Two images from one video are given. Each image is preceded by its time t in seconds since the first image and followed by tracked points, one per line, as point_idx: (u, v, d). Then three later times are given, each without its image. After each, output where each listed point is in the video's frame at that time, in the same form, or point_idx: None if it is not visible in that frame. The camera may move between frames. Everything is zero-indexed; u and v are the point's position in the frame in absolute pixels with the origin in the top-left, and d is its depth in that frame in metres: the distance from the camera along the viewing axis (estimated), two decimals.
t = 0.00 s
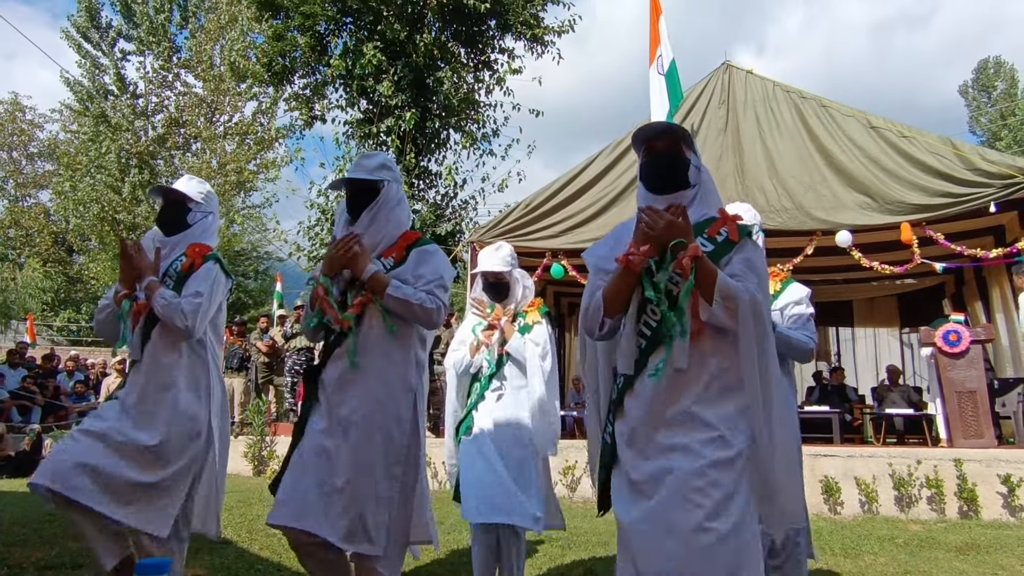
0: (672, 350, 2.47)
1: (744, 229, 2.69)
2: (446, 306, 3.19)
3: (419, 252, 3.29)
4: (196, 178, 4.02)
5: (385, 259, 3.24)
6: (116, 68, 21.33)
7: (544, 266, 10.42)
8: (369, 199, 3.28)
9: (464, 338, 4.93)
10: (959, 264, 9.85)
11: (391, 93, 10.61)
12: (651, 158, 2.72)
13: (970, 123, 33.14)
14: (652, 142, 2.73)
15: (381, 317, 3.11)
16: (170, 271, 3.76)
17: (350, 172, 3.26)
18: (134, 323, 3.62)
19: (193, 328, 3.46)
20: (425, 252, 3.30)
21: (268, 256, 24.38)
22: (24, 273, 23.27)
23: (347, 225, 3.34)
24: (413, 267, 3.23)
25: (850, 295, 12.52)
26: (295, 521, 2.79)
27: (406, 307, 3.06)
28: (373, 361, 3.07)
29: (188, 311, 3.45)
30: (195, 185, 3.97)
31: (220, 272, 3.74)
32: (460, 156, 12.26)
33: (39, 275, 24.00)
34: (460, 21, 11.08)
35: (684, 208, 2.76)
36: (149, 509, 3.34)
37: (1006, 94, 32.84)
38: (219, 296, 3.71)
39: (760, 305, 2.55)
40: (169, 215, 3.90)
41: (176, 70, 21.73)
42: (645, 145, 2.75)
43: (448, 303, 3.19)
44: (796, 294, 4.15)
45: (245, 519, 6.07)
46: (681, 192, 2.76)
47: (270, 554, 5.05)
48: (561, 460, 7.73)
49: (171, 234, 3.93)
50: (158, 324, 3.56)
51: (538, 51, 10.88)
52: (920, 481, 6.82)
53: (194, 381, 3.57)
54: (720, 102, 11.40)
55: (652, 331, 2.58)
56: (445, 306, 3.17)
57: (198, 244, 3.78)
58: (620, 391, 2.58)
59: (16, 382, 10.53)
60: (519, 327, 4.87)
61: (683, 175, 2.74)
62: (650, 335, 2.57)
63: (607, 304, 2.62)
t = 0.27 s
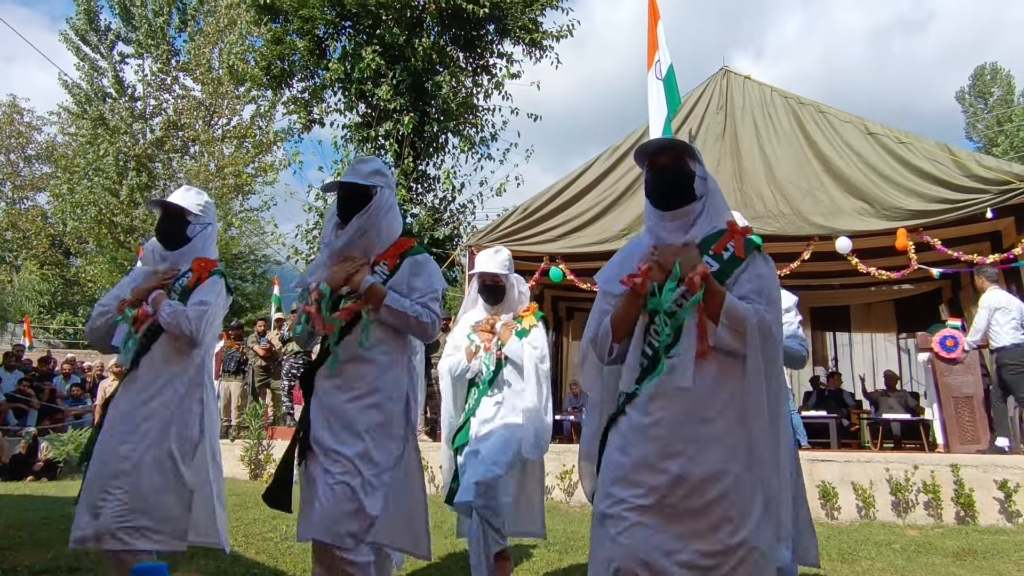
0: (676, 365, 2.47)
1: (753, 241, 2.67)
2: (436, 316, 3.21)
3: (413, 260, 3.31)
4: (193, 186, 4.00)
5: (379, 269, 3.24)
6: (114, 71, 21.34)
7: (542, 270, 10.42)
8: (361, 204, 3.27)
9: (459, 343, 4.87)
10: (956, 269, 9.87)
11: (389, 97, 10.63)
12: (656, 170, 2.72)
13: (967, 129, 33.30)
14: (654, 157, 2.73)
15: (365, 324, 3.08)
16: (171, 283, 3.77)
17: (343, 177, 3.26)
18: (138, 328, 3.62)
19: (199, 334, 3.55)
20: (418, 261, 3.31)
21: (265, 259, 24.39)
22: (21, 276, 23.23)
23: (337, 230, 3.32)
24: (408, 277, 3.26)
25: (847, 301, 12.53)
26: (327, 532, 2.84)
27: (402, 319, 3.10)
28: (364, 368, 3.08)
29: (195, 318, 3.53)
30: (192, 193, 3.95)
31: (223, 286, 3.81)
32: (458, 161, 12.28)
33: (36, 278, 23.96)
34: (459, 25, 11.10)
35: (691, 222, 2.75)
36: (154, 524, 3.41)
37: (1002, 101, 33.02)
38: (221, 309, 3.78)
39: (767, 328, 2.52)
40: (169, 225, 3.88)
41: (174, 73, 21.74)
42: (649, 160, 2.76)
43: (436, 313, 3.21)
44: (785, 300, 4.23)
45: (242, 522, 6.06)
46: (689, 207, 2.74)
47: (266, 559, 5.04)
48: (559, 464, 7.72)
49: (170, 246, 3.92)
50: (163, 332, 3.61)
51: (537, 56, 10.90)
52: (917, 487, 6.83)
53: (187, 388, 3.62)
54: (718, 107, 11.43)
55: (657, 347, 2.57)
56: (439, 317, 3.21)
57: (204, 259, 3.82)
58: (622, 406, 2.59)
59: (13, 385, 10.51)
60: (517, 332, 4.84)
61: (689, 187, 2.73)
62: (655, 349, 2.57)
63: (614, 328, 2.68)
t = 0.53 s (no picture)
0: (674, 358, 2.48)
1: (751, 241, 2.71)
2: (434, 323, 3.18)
3: (413, 264, 3.30)
4: (191, 185, 4.02)
5: (378, 272, 3.24)
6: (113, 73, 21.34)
7: (541, 273, 10.42)
8: (363, 210, 3.29)
9: (460, 341, 4.94)
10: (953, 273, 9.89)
11: (388, 99, 10.64)
12: (657, 168, 2.74)
13: (964, 133, 33.41)
14: (655, 155, 2.76)
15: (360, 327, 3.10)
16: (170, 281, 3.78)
17: (343, 185, 3.28)
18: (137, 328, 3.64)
19: (200, 338, 3.59)
20: (418, 264, 3.31)
21: (263, 261, 24.38)
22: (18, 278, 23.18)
23: (342, 237, 3.34)
24: (406, 280, 3.24)
25: (845, 304, 12.54)
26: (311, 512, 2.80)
27: (396, 322, 3.05)
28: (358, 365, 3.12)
29: (198, 322, 3.58)
30: (191, 193, 3.98)
31: (225, 286, 3.87)
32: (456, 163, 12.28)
33: (33, 280, 23.91)
34: (458, 28, 11.13)
35: (690, 219, 2.77)
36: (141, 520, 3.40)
37: (999, 105, 33.14)
38: (222, 308, 3.82)
39: (760, 319, 2.54)
40: (169, 223, 3.89)
41: (172, 75, 21.74)
42: (650, 158, 2.78)
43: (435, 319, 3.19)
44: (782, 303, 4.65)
45: (239, 525, 6.05)
46: (688, 204, 2.77)
47: (263, 562, 5.03)
48: (556, 467, 7.71)
49: (169, 245, 3.93)
50: (163, 333, 3.63)
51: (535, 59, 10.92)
52: (914, 490, 6.83)
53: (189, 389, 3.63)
54: (716, 110, 11.44)
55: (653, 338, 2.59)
56: (433, 320, 3.17)
57: (204, 257, 3.84)
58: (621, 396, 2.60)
59: (9, 387, 10.48)
60: (516, 333, 4.89)
61: (688, 183, 2.74)
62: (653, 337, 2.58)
63: (610, 316, 2.66)
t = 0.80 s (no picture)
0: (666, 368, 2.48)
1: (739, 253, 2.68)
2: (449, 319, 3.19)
3: (423, 263, 3.30)
4: (193, 192, 3.99)
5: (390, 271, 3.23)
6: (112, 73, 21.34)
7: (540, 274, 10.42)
8: (369, 206, 3.28)
9: (462, 346, 4.93)
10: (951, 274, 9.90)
11: (387, 100, 10.65)
12: (648, 176, 2.74)
13: (962, 135, 33.45)
14: (645, 165, 2.76)
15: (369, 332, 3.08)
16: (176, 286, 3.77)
17: (350, 179, 3.27)
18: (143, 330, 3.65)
19: (200, 340, 3.55)
20: (428, 263, 3.31)
21: (262, 262, 24.37)
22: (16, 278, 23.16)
23: (348, 234, 3.33)
24: (418, 282, 3.24)
25: (844, 305, 12.54)
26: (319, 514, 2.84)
27: (416, 324, 3.07)
28: (364, 370, 3.07)
29: (198, 323, 3.54)
30: (195, 199, 3.95)
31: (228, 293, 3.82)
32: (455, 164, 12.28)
33: (32, 280, 23.89)
34: (457, 29, 11.14)
35: (678, 230, 2.76)
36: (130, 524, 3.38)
37: (997, 107, 33.20)
38: (224, 313, 3.78)
39: (755, 331, 2.55)
40: (173, 230, 3.89)
41: (171, 76, 21.73)
42: (639, 168, 2.78)
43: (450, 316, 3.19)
44: (784, 304, 4.35)
45: (237, 526, 6.04)
46: (675, 215, 2.75)
47: (261, 563, 5.02)
48: (555, 468, 7.71)
49: (173, 253, 3.92)
50: (165, 338, 3.61)
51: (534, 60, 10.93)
52: (913, 491, 6.84)
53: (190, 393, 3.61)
54: (715, 112, 11.45)
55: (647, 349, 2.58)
56: (452, 324, 3.19)
57: (206, 264, 3.81)
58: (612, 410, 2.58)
59: (7, 388, 10.47)
60: (517, 335, 4.83)
61: (676, 195, 2.74)
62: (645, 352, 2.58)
63: (602, 329, 2.65)
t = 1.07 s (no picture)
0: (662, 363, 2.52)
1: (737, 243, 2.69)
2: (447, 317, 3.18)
3: (424, 262, 3.28)
4: (197, 188, 4.03)
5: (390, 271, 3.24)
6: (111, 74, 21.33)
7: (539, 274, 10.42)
8: (375, 207, 3.30)
9: (462, 342, 4.92)
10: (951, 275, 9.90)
11: (387, 100, 10.66)
12: (645, 166, 2.73)
13: (962, 136, 33.47)
14: (646, 152, 2.74)
15: (371, 328, 3.10)
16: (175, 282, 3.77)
17: (355, 180, 3.29)
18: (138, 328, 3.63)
19: (193, 340, 3.50)
20: (429, 262, 3.29)
21: (262, 262, 24.36)
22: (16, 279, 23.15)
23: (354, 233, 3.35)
24: (416, 277, 3.23)
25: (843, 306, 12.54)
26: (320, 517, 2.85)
27: (406, 319, 3.03)
28: (369, 363, 3.09)
29: (189, 323, 3.49)
30: (197, 195, 3.98)
31: (225, 286, 3.79)
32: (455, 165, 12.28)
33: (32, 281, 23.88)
34: (457, 29, 11.14)
35: (677, 216, 2.78)
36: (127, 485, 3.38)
37: (996, 107, 33.23)
38: (222, 306, 3.75)
39: (750, 320, 2.56)
40: (174, 226, 3.92)
41: (171, 76, 21.72)
42: (639, 156, 2.77)
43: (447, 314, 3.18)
44: (789, 305, 4.15)
45: (237, 526, 6.04)
46: (676, 203, 2.77)
47: (261, 563, 5.02)
48: (555, 469, 7.71)
49: (176, 247, 3.95)
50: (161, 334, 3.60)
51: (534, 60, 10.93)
52: (912, 492, 6.84)
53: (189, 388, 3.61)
54: (715, 112, 11.45)
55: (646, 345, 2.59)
56: (444, 319, 3.15)
57: (204, 257, 3.82)
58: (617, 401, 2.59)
59: (7, 388, 10.47)
60: (516, 332, 4.86)
61: (675, 182, 2.74)
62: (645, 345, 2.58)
63: (603, 317, 2.66)
